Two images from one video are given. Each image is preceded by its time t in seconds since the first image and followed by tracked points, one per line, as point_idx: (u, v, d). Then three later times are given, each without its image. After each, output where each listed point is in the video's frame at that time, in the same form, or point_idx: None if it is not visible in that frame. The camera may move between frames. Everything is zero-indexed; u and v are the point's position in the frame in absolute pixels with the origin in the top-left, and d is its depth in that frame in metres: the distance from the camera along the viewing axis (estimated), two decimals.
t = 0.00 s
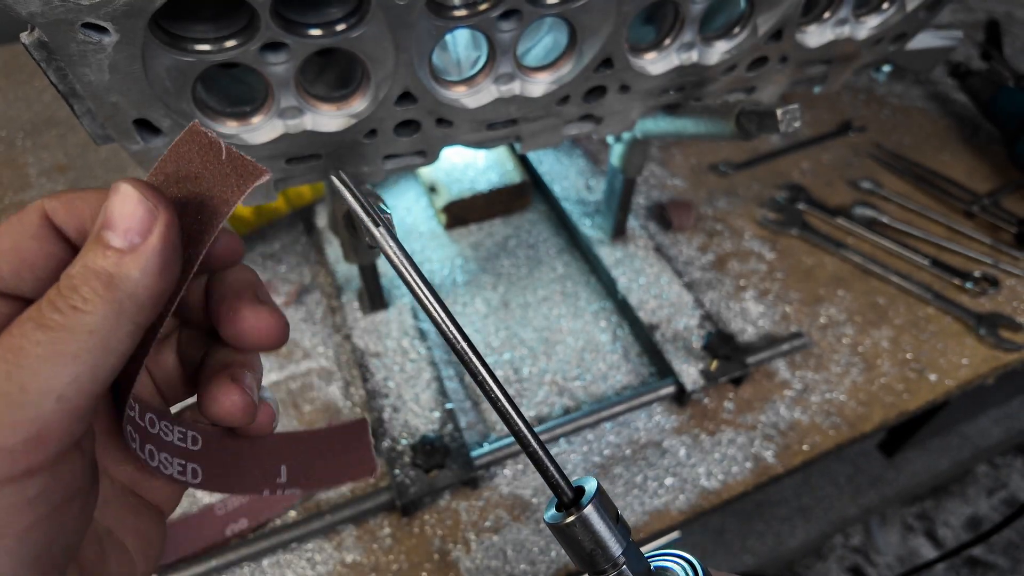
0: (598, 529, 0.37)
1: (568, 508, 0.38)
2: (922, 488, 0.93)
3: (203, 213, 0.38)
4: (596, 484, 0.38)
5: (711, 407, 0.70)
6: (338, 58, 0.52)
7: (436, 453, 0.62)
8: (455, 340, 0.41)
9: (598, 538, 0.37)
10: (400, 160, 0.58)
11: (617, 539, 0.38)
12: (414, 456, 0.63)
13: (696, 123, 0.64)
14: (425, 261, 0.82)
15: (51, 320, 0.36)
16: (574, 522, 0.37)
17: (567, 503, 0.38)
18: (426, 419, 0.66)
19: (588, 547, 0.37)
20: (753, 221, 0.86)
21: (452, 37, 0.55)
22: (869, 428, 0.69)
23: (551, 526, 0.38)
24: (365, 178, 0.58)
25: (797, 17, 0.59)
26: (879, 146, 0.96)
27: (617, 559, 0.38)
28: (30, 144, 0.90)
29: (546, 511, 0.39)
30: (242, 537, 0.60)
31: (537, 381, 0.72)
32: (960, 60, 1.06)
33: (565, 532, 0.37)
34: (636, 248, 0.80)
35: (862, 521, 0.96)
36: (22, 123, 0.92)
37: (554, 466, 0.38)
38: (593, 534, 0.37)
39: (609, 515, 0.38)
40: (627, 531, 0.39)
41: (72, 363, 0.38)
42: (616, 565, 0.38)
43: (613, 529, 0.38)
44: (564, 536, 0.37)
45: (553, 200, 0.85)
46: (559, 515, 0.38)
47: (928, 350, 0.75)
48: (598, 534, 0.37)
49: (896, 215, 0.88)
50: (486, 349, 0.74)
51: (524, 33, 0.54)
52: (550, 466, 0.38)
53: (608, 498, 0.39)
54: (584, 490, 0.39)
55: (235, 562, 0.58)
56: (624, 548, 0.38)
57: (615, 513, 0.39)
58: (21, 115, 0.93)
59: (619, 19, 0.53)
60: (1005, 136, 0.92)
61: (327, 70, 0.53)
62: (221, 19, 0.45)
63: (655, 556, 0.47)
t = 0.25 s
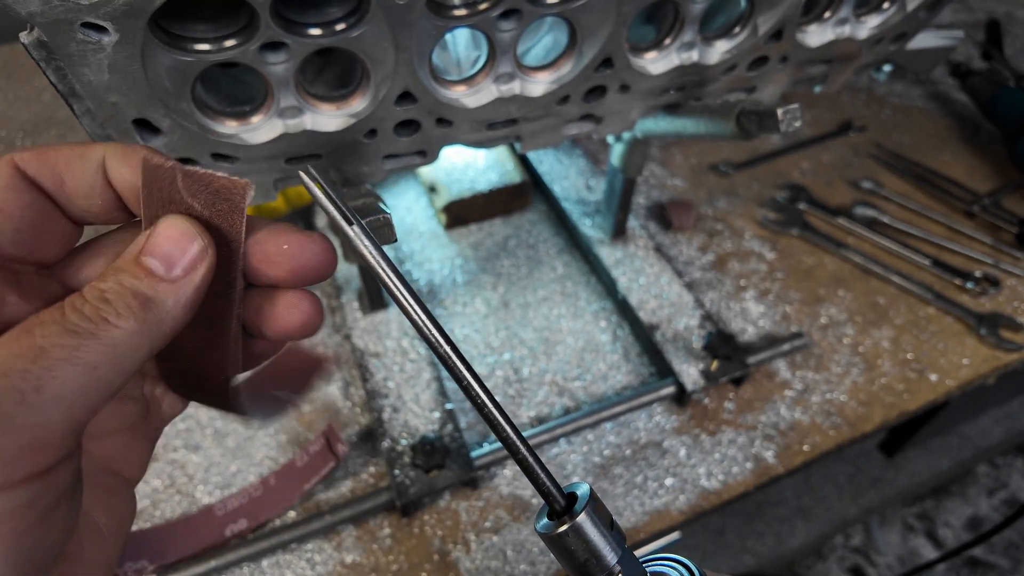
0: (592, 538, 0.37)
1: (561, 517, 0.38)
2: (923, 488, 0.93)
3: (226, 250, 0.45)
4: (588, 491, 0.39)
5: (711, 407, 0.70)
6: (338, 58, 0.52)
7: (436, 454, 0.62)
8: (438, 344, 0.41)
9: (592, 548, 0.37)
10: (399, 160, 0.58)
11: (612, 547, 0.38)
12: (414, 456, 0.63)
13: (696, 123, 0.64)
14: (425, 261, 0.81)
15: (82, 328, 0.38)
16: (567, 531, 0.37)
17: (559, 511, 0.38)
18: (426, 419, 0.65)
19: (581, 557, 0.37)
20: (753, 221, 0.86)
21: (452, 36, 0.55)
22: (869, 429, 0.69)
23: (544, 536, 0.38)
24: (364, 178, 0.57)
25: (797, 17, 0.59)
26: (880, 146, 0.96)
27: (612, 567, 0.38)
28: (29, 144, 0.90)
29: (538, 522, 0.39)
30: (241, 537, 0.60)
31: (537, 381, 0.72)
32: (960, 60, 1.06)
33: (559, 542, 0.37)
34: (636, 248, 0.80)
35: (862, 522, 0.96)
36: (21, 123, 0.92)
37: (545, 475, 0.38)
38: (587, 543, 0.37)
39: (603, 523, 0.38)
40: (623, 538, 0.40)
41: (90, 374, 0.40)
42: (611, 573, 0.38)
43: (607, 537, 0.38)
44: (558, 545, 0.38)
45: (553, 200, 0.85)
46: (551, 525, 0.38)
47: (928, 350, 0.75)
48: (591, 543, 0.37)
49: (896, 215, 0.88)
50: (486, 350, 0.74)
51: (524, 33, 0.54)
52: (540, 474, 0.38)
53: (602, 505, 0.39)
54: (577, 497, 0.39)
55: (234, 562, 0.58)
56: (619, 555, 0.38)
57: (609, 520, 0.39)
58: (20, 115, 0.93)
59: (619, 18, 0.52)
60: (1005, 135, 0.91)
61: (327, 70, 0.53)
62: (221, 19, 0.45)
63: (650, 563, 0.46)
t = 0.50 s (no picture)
0: (576, 539, 0.37)
1: (545, 517, 0.38)
2: (923, 488, 0.92)
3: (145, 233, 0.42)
4: (573, 490, 0.39)
5: (712, 407, 0.70)
6: (338, 57, 0.52)
7: (436, 454, 0.62)
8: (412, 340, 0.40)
9: (577, 548, 0.37)
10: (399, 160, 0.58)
11: (597, 547, 0.38)
12: (414, 456, 0.63)
13: (696, 123, 0.64)
14: (424, 261, 0.81)
15: (2, 262, 0.37)
16: (550, 531, 0.36)
17: (543, 512, 0.38)
18: (426, 419, 0.65)
19: (566, 558, 0.37)
20: (753, 221, 0.86)
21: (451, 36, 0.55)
22: (869, 429, 0.69)
23: (528, 536, 0.38)
24: (364, 178, 0.57)
25: (797, 17, 0.59)
26: (880, 146, 0.96)
27: (597, 567, 0.37)
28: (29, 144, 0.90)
29: (523, 523, 0.39)
30: (241, 537, 0.60)
31: (537, 381, 0.72)
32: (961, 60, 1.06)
33: (543, 543, 0.37)
34: (636, 248, 0.80)
35: (862, 522, 0.96)
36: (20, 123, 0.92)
37: (527, 474, 0.37)
38: (571, 543, 0.37)
39: (588, 524, 0.38)
40: (609, 539, 0.39)
41: (26, 309, 0.40)
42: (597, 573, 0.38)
43: (592, 536, 0.38)
44: (542, 545, 0.37)
45: (553, 200, 0.85)
46: (536, 525, 0.38)
47: (928, 350, 0.75)
48: (576, 544, 0.37)
49: (897, 215, 0.88)
50: (486, 350, 0.74)
51: (523, 33, 0.54)
52: (524, 475, 0.38)
53: (586, 505, 0.39)
54: (561, 496, 0.39)
55: (235, 562, 0.58)
56: (605, 556, 0.38)
57: (595, 520, 0.39)
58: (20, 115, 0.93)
59: (619, 18, 0.52)
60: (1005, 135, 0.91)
61: (327, 69, 0.53)
62: (220, 19, 0.45)
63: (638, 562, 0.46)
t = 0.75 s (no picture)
0: (582, 521, 0.38)
1: (553, 501, 0.39)
2: (923, 489, 0.92)
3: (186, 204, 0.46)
4: (581, 476, 0.40)
5: (712, 407, 0.69)
6: (337, 57, 0.52)
7: (436, 454, 0.62)
8: (433, 329, 0.42)
9: (583, 530, 0.38)
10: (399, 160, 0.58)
11: (602, 530, 0.39)
12: (414, 456, 0.63)
13: (696, 123, 0.64)
14: (424, 261, 0.81)
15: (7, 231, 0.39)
16: (558, 514, 0.38)
17: (551, 496, 0.39)
18: (425, 419, 0.65)
19: (572, 539, 0.39)
20: (753, 221, 0.86)
21: (451, 36, 0.55)
22: (869, 429, 0.69)
23: (537, 519, 0.39)
24: (364, 178, 0.57)
25: (797, 17, 0.59)
26: (880, 146, 0.96)
27: (603, 551, 0.39)
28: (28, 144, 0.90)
29: (532, 506, 0.40)
30: (241, 537, 0.60)
31: (537, 381, 0.72)
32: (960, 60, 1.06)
33: (550, 525, 0.38)
34: (636, 248, 0.80)
35: (862, 522, 0.96)
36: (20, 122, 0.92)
37: (538, 459, 0.39)
38: (578, 526, 0.38)
39: (594, 507, 0.39)
40: (613, 523, 0.41)
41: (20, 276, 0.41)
42: (601, 556, 0.39)
43: (598, 520, 0.39)
44: (550, 528, 0.39)
45: (553, 200, 0.85)
46: (545, 508, 0.39)
47: (928, 350, 0.75)
48: (581, 526, 0.38)
49: (897, 215, 0.88)
50: (486, 350, 0.74)
51: (523, 33, 0.54)
52: (535, 460, 0.40)
53: (593, 490, 0.40)
54: (569, 482, 0.40)
55: (234, 562, 0.58)
56: (609, 540, 0.40)
57: (600, 505, 0.40)
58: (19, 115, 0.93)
59: (619, 18, 0.52)
60: (1005, 135, 0.91)
61: (327, 69, 0.53)
62: (220, 19, 0.45)
63: (643, 550, 0.47)
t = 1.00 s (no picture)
0: (616, 489, 0.39)
1: (590, 469, 0.40)
2: (923, 488, 0.92)
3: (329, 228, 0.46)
4: (618, 448, 0.40)
5: (711, 407, 0.70)
6: (338, 58, 0.52)
7: (436, 453, 0.62)
8: (489, 306, 0.44)
9: (618, 498, 0.39)
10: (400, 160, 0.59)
11: (636, 500, 0.40)
12: (413, 456, 0.62)
13: (696, 123, 0.64)
14: (424, 261, 0.81)
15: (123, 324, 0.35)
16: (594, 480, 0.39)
17: (590, 464, 0.40)
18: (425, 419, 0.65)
19: (607, 507, 0.39)
20: (753, 221, 0.86)
21: (451, 36, 0.54)
22: (869, 429, 0.69)
23: (574, 486, 0.40)
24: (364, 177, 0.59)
25: (797, 17, 0.59)
26: (880, 146, 0.96)
27: (635, 518, 0.39)
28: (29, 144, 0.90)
29: (569, 473, 0.41)
30: (242, 537, 0.60)
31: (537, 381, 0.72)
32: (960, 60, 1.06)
33: (587, 491, 0.39)
34: (636, 248, 0.80)
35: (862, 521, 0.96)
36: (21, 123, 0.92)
37: (578, 430, 0.41)
38: (613, 494, 0.39)
39: (630, 478, 0.40)
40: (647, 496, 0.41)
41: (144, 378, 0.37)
42: (634, 525, 0.40)
43: (633, 489, 0.40)
44: (587, 495, 0.40)
45: (553, 201, 0.85)
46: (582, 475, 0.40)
47: (928, 350, 0.75)
48: (617, 494, 0.39)
49: (897, 215, 0.88)
50: (486, 350, 0.74)
51: (524, 33, 0.54)
52: (574, 430, 0.41)
53: (630, 463, 0.40)
54: (606, 453, 0.41)
55: (235, 562, 0.58)
56: (643, 510, 0.40)
57: (635, 476, 0.40)
58: (20, 115, 0.93)
59: (619, 18, 0.52)
60: (1005, 135, 0.91)
61: (327, 70, 0.53)
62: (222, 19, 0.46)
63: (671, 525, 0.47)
